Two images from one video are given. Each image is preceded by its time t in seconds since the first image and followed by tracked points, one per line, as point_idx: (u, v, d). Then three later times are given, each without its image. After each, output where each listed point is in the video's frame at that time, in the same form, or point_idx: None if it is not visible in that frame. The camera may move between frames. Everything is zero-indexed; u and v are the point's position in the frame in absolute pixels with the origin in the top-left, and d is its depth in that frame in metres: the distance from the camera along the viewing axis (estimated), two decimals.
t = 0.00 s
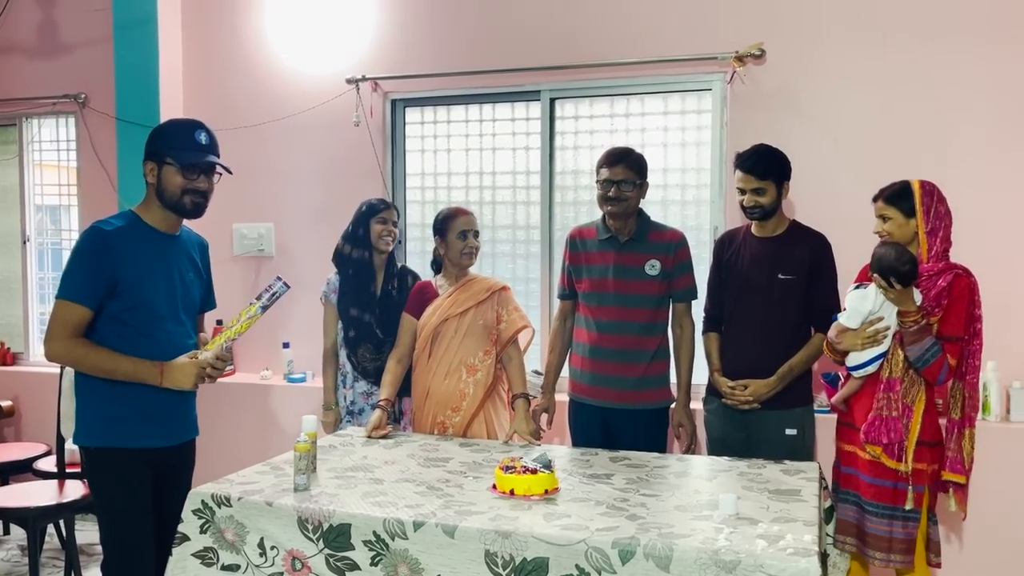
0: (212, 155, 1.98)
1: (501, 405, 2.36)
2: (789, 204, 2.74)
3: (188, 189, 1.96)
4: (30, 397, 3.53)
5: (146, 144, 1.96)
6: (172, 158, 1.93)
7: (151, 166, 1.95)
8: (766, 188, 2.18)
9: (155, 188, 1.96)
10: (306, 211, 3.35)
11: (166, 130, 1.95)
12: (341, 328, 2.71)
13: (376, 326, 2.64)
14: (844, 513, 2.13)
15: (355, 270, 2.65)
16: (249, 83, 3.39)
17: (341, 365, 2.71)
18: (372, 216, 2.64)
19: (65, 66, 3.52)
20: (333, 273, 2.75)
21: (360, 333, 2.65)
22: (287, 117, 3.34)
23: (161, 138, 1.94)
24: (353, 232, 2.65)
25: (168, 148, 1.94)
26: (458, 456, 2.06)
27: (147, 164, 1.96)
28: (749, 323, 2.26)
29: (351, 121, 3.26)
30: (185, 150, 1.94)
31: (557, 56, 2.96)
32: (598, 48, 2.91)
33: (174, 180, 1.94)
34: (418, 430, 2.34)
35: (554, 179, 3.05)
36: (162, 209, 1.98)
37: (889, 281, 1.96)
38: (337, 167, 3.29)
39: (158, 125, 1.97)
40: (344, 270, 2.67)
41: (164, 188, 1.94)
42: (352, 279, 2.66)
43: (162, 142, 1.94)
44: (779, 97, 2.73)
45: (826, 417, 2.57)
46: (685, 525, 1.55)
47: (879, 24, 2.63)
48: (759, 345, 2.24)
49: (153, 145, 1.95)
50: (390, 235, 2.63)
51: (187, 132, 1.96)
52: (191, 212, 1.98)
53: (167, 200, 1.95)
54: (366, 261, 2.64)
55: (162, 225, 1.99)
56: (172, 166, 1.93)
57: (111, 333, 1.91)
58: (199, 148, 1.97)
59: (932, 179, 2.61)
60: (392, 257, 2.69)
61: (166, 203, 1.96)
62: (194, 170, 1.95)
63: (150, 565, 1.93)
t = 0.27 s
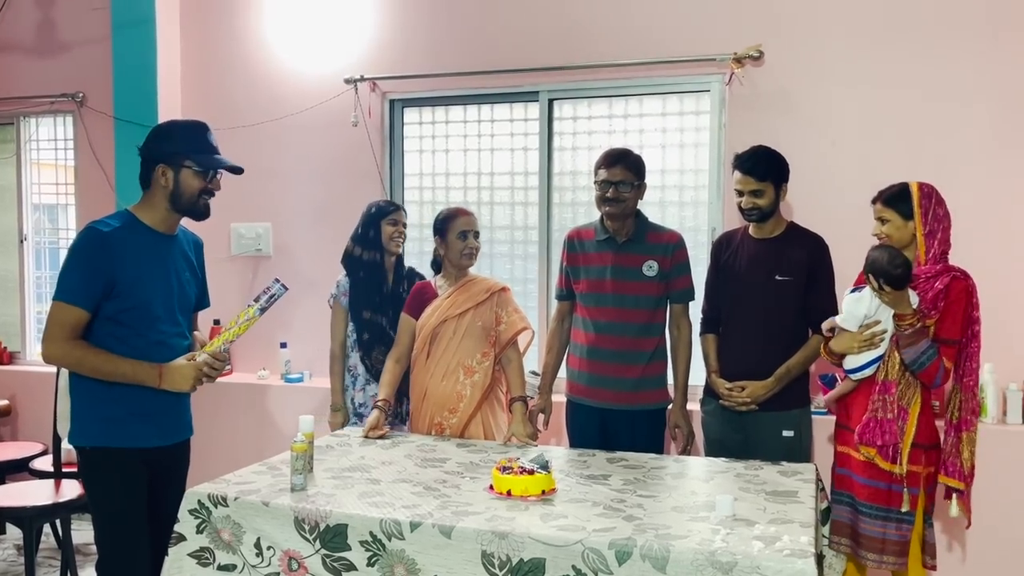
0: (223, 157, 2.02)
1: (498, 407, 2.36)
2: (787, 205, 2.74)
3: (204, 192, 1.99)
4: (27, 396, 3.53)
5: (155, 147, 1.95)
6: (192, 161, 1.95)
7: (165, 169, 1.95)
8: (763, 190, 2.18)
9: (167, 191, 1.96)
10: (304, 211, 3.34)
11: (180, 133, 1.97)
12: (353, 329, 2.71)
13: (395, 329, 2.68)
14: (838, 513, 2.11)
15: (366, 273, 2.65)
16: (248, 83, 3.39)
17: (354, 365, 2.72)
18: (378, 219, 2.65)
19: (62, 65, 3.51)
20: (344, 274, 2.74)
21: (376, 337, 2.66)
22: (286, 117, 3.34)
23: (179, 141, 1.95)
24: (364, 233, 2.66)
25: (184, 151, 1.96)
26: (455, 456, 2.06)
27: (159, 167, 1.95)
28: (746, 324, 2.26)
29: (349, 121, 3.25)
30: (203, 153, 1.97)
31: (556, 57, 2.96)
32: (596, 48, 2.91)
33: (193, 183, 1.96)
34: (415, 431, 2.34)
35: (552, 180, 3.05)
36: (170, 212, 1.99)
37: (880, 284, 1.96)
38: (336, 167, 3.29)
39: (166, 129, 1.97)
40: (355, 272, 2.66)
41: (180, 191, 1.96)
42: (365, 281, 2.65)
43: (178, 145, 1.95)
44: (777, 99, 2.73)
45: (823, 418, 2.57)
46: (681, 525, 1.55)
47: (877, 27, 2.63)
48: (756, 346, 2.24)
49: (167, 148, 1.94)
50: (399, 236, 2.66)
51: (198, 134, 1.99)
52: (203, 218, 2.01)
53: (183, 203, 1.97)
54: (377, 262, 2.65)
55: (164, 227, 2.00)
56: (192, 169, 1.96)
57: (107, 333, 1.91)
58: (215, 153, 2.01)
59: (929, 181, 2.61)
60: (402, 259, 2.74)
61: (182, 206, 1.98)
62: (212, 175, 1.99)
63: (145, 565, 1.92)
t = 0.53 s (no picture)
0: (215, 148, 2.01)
1: (495, 405, 2.34)
2: (786, 204, 2.73)
3: (196, 182, 1.98)
4: (18, 390, 3.50)
5: (146, 138, 1.93)
6: (185, 150, 1.94)
7: (157, 160, 1.92)
8: (764, 188, 2.17)
9: (159, 181, 1.93)
10: (300, 205, 3.32)
11: (171, 123, 1.95)
12: (362, 329, 2.70)
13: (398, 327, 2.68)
14: (836, 515, 2.12)
15: (373, 272, 2.66)
16: (244, 75, 3.36)
17: (362, 363, 2.70)
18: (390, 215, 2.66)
19: (56, 57, 3.48)
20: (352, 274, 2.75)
21: (382, 336, 2.66)
22: (282, 110, 3.32)
23: (171, 130, 1.94)
24: (370, 233, 2.68)
25: (176, 141, 1.94)
26: (451, 454, 2.04)
27: (151, 158, 1.92)
28: (745, 324, 2.25)
29: (346, 115, 3.23)
30: (195, 143, 1.96)
31: (555, 53, 2.94)
32: (596, 44, 2.89)
33: (186, 173, 1.95)
34: (411, 428, 2.32)
35: (550, 177, 3.03)
36: (161, 204, 1.96)
37: (877, 289, 1.95)
38: (333, 161, 3.27)
39: (156, 119, 1.95)
40: (363, 271, 2.67)
41: (173, 180, 1.94)
42: (375, 279, 2.66)
43: (169, 135, 1.93)
44: (778, 97, 2.72)
45: (821, 419, 2.56)
46: (680, 525, 1.54)
47: (878, 25, 2.62)
48: (754, 346, 2.23)
49: (159, 138, 1.92)
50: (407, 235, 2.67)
51: (190, 125, 1.98)
52: (195, 209, 1.99)
53: (175, 193, 1.95)
54: (387, 261, 2.67)
55: (155, 219, 1.97)
56: (185, 159, 1.94)
57: (97, 327, 1.88)
58: (207, 144, 2.00)
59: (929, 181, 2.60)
60: (412, 259, 2.74)
61: (173, 196, 1.95)
62: (205, 165, 1.98)
63: (135, 560, 1.90)
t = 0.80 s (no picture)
0: (207, 134, 1.97)
1: (492, 398, 2.31)
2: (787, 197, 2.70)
3: (187, 168, 1.93)
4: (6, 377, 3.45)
5: (136, 121, 1.88)
6: (176, 135, 1.89)
7: (147, 144, 1.88)
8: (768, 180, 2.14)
9: (149, 166, 1.89)
10: (295, 193, 3.28)
11: (164, 107, 1.90)
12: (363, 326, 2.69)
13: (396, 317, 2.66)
14: (837, 512, 2.10)
15: (375, 268, 2.66)
16: (238, 60, 3.31)
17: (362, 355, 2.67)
18: (393, 210, 2.66)
19: (47, 39, 3.41)
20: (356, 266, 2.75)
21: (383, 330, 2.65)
22: (278, 96, 3.27)
23: (162, 114, 1.89)
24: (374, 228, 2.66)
25: (167, 125, 1.90)
26: (448, 446, 2.01)
27: (141, 142, 1.88)
28: (746, 318, 2.22)
29: (342, 102, 3.18)
30: (188, 128, 1.92)
31: (555, 41, 2.90)
32: (596, 33, 2.85)
33: (177, 158, 1.90)
34: (407, 421, 2.30)
35: (549, 167, 3.00)
36: (152, 188, 1.92)
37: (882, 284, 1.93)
38: (328, 149, 3.22)
39: (148, 102, 1.90)
40: (367, 266, 2.66)
41: (163, 165, 1.90)
42: (377, 274, 2.66)
43: (160, 119, 1.89)
44: (781, 89, 2.69)
45: (821, 413, 2.54)
46: (682, 521, 1.52)
47: (883, 17, 2.59)
48: (755, 341, 2.21)
49: (150, 122, 1.88)
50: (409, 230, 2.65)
51: (183, 109, 1.93)
52: (185, 194, 1.95)
53: (165, 178, 1.91)
54: (389, 257, 2.66)
55: (144, 204, 1.93)
56: (175, 144, 1.90)
57: (86, 314, 1.84)
58: (199, 129, 1.96)
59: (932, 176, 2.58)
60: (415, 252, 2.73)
61: (163, 181, 1.91)
62: (196, 151, 1.93)
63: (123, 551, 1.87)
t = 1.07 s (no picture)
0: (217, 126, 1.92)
1: (509, 391, 2.27)
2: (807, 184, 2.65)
3: (192, 159, 1.88)
4: (15, 371, 3.42)
5: (145, 109, 1.84)
6: (183, 125, 1.84)
7: (154, 132, 1.84)
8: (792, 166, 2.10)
9: (154, 155, 1.85)
10: (305, 182, 3.23)
11: (173, 98, 1.86)
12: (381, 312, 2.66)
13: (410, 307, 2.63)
14: (862, 505, 2.07)
15: (397, 254, 2.65)
16: (246, 48, 3.26)
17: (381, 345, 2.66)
18: (413, 200, 2.64)
19: (52, 28, 3.36)
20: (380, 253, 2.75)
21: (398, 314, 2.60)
22: (286, 84, 3.22)
23: (170, 104, 1.85)
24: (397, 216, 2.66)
25: (175, 115, 1.85)
26: (466, 440, 1.97)
27: (147, 131, 1.84)
28: (768, 307, 2.18)
29: (352, 90, 3.14)
30: (196, 119, 1.87)
31: (569, 25, 2.84)
32: (612, 17, 2.79)
33: (182, 149, 1.85)
34: (422, 413, 2.26)
35: (563, 154, 2.95)
36: (157, 179, 1.88)
37: (916, 267, 1.87)
38: (338, 137, 3.18)
39: (160, 90, 1.86)
40: (387, 253, 2.66)
41: (167, 156, 1.85)
42: (398, 261, 2.66)
43: (169, 108, 1.84)
44: (800, 73, 2.63)
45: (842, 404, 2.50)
46: (712, 516, 1.48)
47: None
48: (778, 331, 2.17)
49: (158, 111, 1.84)
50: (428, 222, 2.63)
51: (192, 98, 1.89)
52: (190, 186, 1.90)
53: (170, 168, 1.86)
54: (409, 246, 2.66)
55: (151, 195, 1.89)
56: (182, 135, 1.85)
57: (98, 305, 1.80)
58: (208, 120, 1.91)
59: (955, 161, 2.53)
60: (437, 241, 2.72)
61: (168, 172, 1.86)
62: (203, 143, 1.89)
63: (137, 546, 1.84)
